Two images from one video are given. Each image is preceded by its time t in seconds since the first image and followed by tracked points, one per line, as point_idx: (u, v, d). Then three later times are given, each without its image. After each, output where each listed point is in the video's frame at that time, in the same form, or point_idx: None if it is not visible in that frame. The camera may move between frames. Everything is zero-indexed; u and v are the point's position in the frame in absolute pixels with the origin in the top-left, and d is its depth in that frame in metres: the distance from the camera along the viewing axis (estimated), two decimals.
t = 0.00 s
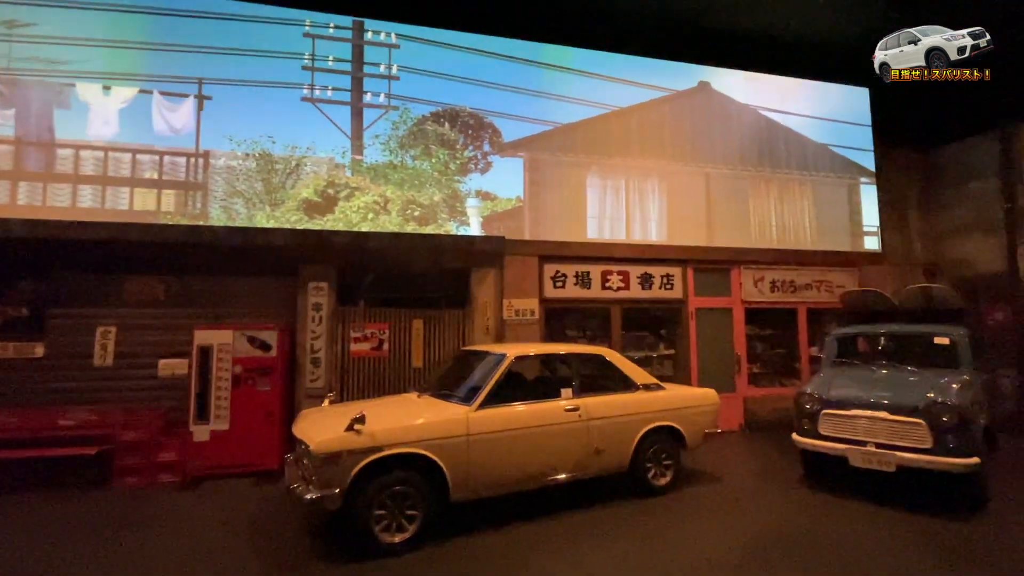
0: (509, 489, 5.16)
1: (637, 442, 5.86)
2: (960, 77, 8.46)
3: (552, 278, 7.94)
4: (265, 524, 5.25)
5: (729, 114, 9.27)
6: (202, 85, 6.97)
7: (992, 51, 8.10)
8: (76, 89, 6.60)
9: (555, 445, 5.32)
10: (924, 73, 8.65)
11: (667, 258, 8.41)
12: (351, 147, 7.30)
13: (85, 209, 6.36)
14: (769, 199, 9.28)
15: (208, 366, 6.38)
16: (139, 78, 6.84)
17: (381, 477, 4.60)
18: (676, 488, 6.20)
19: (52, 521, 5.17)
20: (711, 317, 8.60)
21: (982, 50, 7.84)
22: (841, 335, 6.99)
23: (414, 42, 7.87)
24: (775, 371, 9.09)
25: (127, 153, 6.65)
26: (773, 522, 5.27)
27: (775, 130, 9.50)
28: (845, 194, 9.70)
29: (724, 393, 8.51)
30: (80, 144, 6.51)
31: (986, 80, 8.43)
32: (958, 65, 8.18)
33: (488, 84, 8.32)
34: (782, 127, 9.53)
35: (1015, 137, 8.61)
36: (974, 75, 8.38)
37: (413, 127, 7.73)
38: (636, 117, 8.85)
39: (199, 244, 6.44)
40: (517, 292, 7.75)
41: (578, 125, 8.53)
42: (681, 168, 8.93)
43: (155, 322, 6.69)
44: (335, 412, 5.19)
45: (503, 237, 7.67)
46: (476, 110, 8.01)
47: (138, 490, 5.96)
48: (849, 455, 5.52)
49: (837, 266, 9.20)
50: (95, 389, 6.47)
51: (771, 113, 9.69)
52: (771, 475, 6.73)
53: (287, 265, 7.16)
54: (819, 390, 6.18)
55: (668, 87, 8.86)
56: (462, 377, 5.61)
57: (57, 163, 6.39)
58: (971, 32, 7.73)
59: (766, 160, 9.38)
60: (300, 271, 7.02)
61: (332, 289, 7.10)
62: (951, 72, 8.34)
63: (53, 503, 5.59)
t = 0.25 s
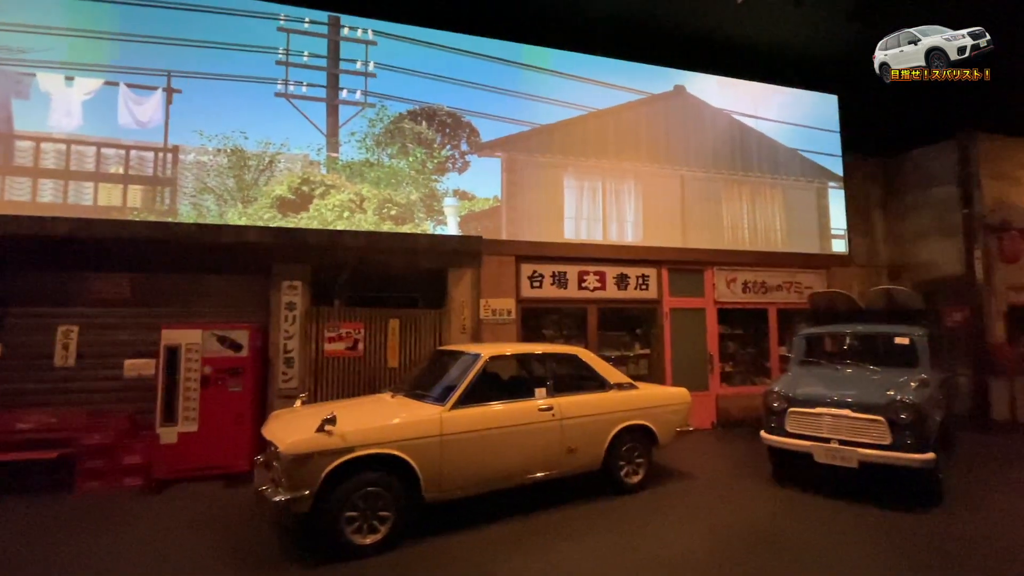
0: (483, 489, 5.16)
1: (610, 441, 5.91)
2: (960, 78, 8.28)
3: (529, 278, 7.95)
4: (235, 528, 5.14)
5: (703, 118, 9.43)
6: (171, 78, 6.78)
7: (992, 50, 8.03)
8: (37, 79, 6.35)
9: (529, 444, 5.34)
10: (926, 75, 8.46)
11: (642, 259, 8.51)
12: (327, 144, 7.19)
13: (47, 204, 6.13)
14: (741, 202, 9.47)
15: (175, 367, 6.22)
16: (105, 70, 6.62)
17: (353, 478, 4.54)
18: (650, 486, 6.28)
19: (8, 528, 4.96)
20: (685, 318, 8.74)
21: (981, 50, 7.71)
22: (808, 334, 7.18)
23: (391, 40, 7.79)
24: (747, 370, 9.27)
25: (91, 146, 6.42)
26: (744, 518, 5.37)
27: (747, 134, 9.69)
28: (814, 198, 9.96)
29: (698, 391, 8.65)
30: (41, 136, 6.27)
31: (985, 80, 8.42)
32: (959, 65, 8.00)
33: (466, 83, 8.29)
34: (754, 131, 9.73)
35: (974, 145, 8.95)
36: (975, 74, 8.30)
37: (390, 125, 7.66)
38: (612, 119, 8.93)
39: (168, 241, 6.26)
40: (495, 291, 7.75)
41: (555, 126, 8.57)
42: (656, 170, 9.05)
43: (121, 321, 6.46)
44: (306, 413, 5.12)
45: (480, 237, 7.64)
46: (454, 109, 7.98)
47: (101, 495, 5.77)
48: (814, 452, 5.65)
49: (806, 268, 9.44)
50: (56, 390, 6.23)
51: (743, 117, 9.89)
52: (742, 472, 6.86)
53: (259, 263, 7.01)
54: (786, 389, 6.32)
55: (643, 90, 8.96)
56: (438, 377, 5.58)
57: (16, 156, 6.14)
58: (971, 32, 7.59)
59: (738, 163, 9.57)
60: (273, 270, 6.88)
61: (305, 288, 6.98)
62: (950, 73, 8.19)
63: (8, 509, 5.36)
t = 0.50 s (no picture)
0: (465, 490, 5.15)
1: (591, 441, 5.94)
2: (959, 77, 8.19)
3: (514, 280, 7.97)
4: (214, 530, 5.08)
5: (687, 121, 9.52)
6: (152, 75, 6.69)
7: (985, 54, 7.90)
8: (14, 74, 6.24)
9: (511, 445, 5.35)
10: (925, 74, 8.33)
11: (627, 261, 8.57)
12: (311, 143, 7.15)
13: (22, 202, 6.02)
14: (725, 205, 9.57)
15: (154, 367, 6.15)
16: (84, 66, 6.52)
17: (331, 480, 4.52)
18: (633, 487, 6.32)
19: None
20: (669, 319, 8.80)
21: (982, 50, 7.54)
22: (789, 336, 7.28)
23: (377, 39, 7.77)
24: (730, 371, 9.37)
25: (69, 143, 6.32)
26: (724, 518, 5.42)
27: (730, 138, 9.80)
28: (796, 202, 10.10)
29: (681, 392, 8.73)
30: (17, 132, 6.15)
31: (985, 80, 8.32)
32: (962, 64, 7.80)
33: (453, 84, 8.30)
34: (737, 135, 9.83)
35: (950, 152, 9.14)
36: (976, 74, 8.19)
37: (376, 125, 7.63)
38: (598, 122, 8.97)
39: (148, 240, 6.18)
40: (480, 292, 7.75)
41: (541, 128, 8.59)
42: (641, 173, 9.11)
43: (99, 322, 6.36)
44: (286, 414, 5.08)
45: (465, 238, 7.64)
46: (440, 109, 7.97)
47: (76, 498, 5.68)
48: (793, 452, 5.72)
49: (788, 271, 9.57)
50: (31, 392, 6.11)
51: (727, 121, 10.00)
52: (724, 472, 6.94)
53: (242, 262, 6.95)
54: (765, 390, 6.41)
55: (629, 93, 9.02)
56: (421, 378, 5.57)
57: None
58: (972, 31, 7.40)
59: (722, 167, 9.68)
60: (255, 270, 6.81)
61: (288, 288, 6.93)
62: (951, 73, 8.03)
63: None
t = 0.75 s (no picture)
0: (458, 492, 5.15)
1: (586, 444, 5.95)
2: (962, 77, 8.07)
3: (510, 282, 7.98)
4: (207, 532, 5.07)
5: (682, 125, 9.57)
6: (147, 77, 6.68)
7: (982, 57, 7.90)
8: (8, 75, 6.22)
9: (505, 447, 5.35)
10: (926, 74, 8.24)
11: (622, 264, 8.59)
12: (307, 145, 7.15)
13: (16, 203, 6.00)
14: (720, 208, 9.61)
15: (147, 369, 6.12)
16: (80, 67, 6.51)
17: (325, 482, 4.51)
18: (627, 489, 6.33)
19: None
20: (664, 322, 8.83)
21: (982, 50, 7.48)
22: (783, 339, 7.32)
23: (373, 42, 7.78)
24: (725, 374, 9.39)
25: (64, 144, 6.30)
26: (718, 520, 5.43)
27: (725, 141, 9.84)
28: (790, 205, 10.15)
29: (676, 395, 8.75)
30: (11, 133, 6.13)
31: (985, 80, 8.21)
32: (963, 64, 7.74)
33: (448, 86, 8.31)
34: (732, 138, 9.88)
35: (943, 156, 9.20)
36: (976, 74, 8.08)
37: (371, 127, 7.64)
38: (593, 125, 9.00)
39: (143, 241, 6.17)
40: (475, 295, 7.76)
41: (536, 131, 8.62)
42: (637, 176, 9.15)
43: (92, 322, 6.35)
44: (280, 416, 5.08)
45: (461, 241, 7.66)
46: (435, 112, 7.98)
47: (68, 500, 5.65)
48: (787, 454, 5.73)
49: (782, 274, 9.61)
50: (24, 393, 6.08)
51: (722, 124, 10.05)
52: (718, 474, 6.95)
53: (237, 264, 6.94)
54: (759, 392, 6.43)
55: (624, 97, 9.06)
56: (415, 381, 5.57)
57: None
58: (972, 31, 7.36)
59: (717, 170, 9.72)
60: (250, 272, 6.80)
61: (283, 289, 6.93)
62: (951, 73, 7.96)
63: None
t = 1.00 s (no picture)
0: (462, 494, 5.16)
1: (590, 447, 5.94)
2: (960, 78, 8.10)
3: (514, 284, 8.00)
4: (212, 533, 5.10)
5: (686, 127, 9.56)
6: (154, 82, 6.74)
7: (987, 57, 7.85)
8: (18, 81, 6.30)
9: (508, 449, 5.35)
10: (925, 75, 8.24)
11: (626, 266, 8.58)
12: (312, 149, 7.19)
13: (25, 207, 6.07)
14: (724, 210, 9.58)
15: (154, 371, 6.17)
16: (87, 72, 6.58)
17: (329, 484, 4.53)
18: (631, 492, 6.32)
19: None
20: (668, 324, 8.81)
21: (983, 50, 7.50)
22: (788, 341, 7.29)
23: (378, 46, 7.82)
24: (730, 376, 9.36)
25: (72, 149, 6.37)
26: (722, 523, 5.41)
27: (730, 143, 9.82)
28: (796, 207, 10.11)
29: (681, 397, 8.72)
30: (21, 138, 6.20)
31: (985, 80, 8.21)
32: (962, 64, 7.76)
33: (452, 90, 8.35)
34: (737, 140, 9.86)
35: (950, 157, 9.15)
36: (977, 73, 8.09)
37: (376, 130, 7.67)
38: (597, 127, 9.00)
39: (149, 245, 6.22)
40: (479, 297, 7.78)
41: (540, 134, 8.64)
42: (641, 178, 9.14)
43: (100, 325, 6.41)
44: (285, 418, 5.10)
45: (465, 243, 7.68)
46: (439, 115, 8.01)
47: (76, 501, 5.70)
48: (792, 457, 5.71)
49: (788, 276, 9.57)
50: (32, 395, 6.14)
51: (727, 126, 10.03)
52: (723, 477, 6.92)
53: (243, 267, 6.98)
54: (764, 395, 6.41)
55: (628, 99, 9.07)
56: (419, 383, 5.59)
57: None
58: (972, 31, 7.39)
59: (721, 172, 9.69)
60: (256, 275, 6.84)
61: (288, 292, 6.97)
62: (951, 73, 7.95)
63: None
